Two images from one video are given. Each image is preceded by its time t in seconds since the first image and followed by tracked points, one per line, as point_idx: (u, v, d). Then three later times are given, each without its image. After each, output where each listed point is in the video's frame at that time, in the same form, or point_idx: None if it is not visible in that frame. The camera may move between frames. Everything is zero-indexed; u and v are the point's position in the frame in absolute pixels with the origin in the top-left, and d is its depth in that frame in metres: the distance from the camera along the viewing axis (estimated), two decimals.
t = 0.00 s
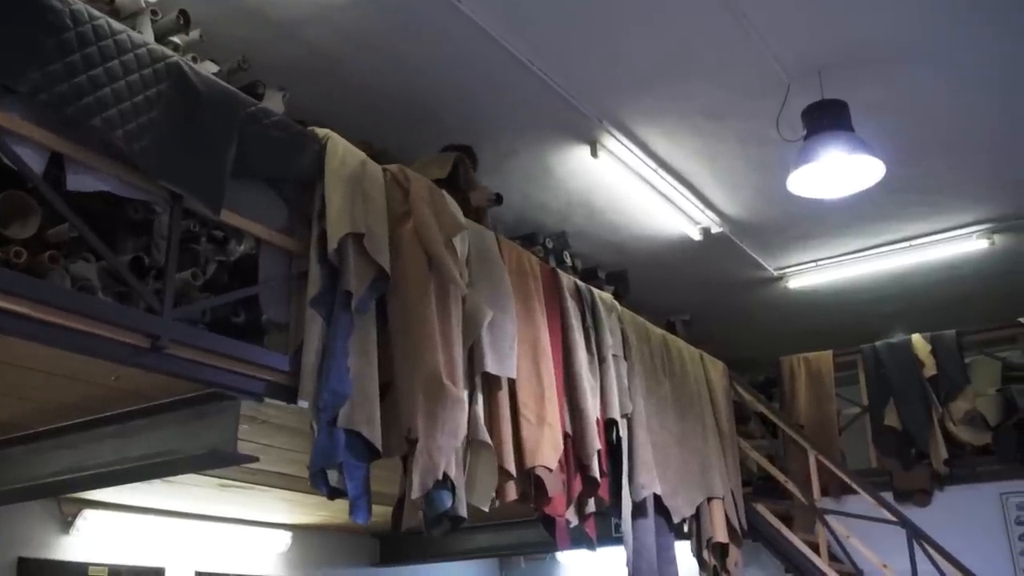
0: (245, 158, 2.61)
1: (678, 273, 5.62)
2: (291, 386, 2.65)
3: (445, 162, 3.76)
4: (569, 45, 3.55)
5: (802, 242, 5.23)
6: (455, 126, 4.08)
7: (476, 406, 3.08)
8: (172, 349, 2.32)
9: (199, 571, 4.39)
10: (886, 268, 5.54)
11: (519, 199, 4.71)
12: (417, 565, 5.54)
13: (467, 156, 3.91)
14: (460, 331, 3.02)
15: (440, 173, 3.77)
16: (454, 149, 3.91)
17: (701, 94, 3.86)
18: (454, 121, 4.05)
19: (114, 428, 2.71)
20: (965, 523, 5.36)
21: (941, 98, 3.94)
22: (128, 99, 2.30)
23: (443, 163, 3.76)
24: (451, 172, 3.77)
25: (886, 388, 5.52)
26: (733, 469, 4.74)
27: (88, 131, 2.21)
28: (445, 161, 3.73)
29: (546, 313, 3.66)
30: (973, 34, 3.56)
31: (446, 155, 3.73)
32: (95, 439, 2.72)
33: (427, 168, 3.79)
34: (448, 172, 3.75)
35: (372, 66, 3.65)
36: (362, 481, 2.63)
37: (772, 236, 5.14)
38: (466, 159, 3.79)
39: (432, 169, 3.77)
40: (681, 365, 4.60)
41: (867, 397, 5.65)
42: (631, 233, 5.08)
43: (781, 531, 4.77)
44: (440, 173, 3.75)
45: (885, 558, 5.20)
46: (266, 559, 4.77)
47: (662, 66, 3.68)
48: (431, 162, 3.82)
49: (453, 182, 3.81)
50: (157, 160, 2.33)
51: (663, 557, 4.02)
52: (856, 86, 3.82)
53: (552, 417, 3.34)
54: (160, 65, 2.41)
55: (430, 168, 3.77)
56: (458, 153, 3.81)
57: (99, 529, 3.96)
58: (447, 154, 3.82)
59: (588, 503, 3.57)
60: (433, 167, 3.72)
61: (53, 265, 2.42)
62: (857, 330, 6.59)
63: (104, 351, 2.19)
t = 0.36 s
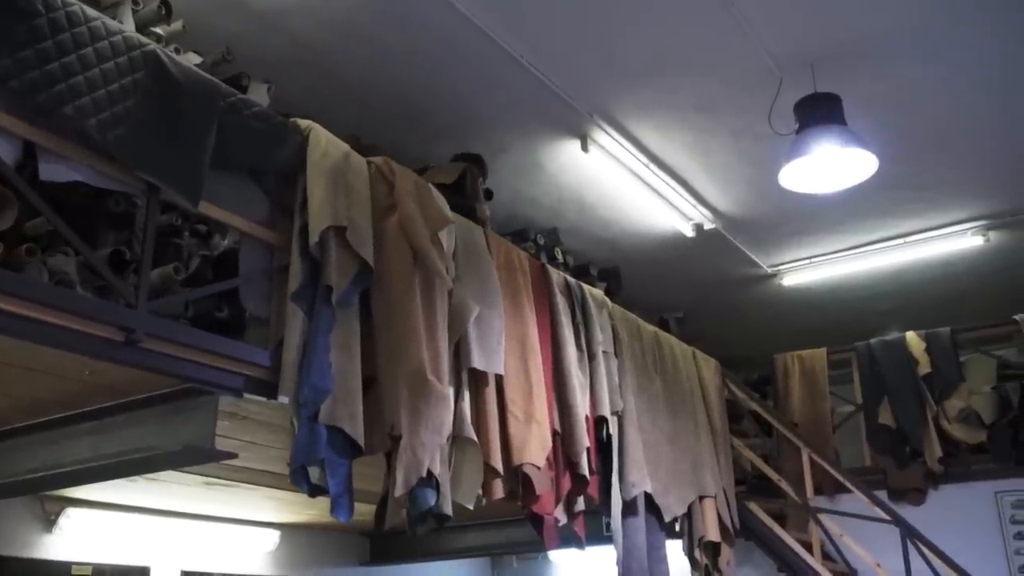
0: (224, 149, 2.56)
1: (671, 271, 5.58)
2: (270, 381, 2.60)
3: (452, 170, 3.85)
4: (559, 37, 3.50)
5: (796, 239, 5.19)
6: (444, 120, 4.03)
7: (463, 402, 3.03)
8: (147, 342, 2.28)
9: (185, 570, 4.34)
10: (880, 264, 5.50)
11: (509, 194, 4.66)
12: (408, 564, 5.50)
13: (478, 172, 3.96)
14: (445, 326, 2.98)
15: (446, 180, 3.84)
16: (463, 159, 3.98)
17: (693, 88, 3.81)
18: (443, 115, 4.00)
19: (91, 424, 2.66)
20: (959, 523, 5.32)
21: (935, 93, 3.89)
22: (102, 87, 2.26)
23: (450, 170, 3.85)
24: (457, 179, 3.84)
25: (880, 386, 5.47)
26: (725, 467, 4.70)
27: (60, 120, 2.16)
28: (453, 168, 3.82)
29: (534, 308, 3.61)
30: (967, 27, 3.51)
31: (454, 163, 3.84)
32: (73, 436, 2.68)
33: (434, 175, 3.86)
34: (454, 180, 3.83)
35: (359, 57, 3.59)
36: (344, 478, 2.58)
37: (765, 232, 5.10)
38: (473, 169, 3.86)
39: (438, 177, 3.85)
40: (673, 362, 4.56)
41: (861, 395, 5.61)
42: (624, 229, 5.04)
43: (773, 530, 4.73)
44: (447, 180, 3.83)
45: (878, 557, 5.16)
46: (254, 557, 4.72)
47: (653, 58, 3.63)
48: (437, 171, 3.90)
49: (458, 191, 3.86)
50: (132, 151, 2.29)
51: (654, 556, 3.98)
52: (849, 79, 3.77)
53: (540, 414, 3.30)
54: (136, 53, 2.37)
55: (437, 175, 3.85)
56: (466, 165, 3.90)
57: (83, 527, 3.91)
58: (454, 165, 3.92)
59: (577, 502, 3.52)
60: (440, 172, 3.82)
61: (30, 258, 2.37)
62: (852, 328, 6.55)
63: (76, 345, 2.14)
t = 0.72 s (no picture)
0: (204, 140, 2.51)
1: (665, 267, 5.54)
2: (252, 376, 2.55)
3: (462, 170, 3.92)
4: (549, 29, 3.46)
5: (790, 235, 5.15)
6: (434, 113, 3.99)
7: (450, 398, 2.99)
8: (123, 336, 2.23)
9: (171, 568, 4.29)
10: (876, 261, 5.46)
11: (501, 189, 4.62)
12: (399, 562, 5.45)
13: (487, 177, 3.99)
14: (432, 321, 2.93)
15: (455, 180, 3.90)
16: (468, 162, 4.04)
17: (685, 80, 3.77)
18: (433, 109, 3.96)
19: (69, 419, 2.61)
20: (954, 521, 5.29)
21: (930, 87, 3.85)
22: (77, 74, 2.22)
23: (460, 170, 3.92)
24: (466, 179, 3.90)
25: (874, 383, 5.43)
26: (718, 465, 4.66)
27: (34, 107, 2.12)
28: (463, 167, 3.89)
29: (524, 304, 3.57)
30: (963, 19, 3.46)
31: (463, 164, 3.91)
32: (52, 431, 2.63)
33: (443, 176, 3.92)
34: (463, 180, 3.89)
35: (346, 49, 3.54)
36: (327, 475, 2.54)
37: (759, 228, 5.06)
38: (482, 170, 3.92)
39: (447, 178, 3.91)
40: (666, 359, 4.52)
41: (856, 393, 5.57)
42: (617, 225, 5.00)
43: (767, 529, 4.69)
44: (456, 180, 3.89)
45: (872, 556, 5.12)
46: (242, 556, 4.67)
47: (644, 51, 3.59)
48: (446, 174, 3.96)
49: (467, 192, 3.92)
50: (109, 140, 2.24)
51: (646, 554, 3.94)
52: (843, 72, 3.72)
53: (529, 410, 3.26)
54: (114, 41, 2.33)
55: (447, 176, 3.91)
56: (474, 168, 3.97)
57: (67, 525, 3.86)
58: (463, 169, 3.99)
59: (567, 499, 3.48)
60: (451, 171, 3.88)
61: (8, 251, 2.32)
62: (847, 325, 6.50)
63: (51, 338, 2.09)
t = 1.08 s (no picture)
0: (181, 130, 2.47)
1: (658, 265, 5.50)
2: (230, 370, 2.51)
3: (478, 179, 4.02)
4: (536, 22, 3.42)
5: (783, 232, 5.11)
6: (422, 107, 3.95)
7: (434, 393, 2.95)
8: (95, 328, 2.19)
9: (156, 567, 4.25)
10: (869, 258, 5.42)
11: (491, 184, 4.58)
12: (389, 561, 5.41)
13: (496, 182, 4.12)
14: (417, 316, 2.89)
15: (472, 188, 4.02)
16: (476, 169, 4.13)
17: (675, 73, 3.72)
18: (421, 102, 3.92)
19: (45, 415, 2.57)
20: (947, 520, 5.25)
21: (922, 80, 3.81)
22: (50, 61, 2.17)
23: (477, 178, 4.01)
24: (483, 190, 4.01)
25: (868, 380, 5.40)
26: (710, 462, 4.62)
27: (5, 94, 2.07)
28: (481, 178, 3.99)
29: (511, 299, 3.52)
30: (956, 11, 3.42)
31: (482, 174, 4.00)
32: (28, 427, 2.59)
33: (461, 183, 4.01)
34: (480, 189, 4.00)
35: (332, 41, 3.50)
36: (307, 471, 2.50)
37: (752, 225, 5.02)
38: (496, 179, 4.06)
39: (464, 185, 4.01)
40: (656, 355, 4.48)
41: (849, 390, 5.53)
42: (608, 221, 4.96)
43: (759, 527, 4.65)
44: (473, 189, 4.01)
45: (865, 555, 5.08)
46: (229, 554, 4.62)
47: (633, 43, 3.54)
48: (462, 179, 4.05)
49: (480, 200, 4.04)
50: (82, 129, 2.19)
51: (635, 553, 3.90)
52: (835, 64, 3.67)
53: (515, 406, 3.22)
54: (88, 28, 2.29)
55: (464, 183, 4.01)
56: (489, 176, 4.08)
57: (50, 523, 3.82)
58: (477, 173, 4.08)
59: (555, 496, 3.44)
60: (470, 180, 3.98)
61: None
62: (841, 323, 6.47)
63: (22, 330, 2.05)
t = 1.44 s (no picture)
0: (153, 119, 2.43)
1: (648, 261, 5.47)
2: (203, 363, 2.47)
3: (491, 188, 4.17)
4: (522, 14, 3.38)
5: (773, 228, 5.08)
6: (407, 100, 3.91)
7: (415, 388, 2.91)
8: (62, 319, 2.15)
9: (139, 565, 4.21)
10: (861, 254, 5.39)
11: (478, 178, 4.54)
12: (377, 559, 5.37)
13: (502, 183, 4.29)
14: (397, 310, 2.85)
15: (486, 199, 4.16)
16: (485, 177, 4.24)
17: (661, 66, 3.69)
18: (406, 95, 3.88)
19: (17, 409, 2.54)
20: (938, 518, 5.22)
21: (912, 74, 3.77)
22: (15, 47, 2.15)
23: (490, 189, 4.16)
24: (496, 200, 4.17)
25: (859, 377, 5.36)
26: (699, 460, 4.59)
27: None
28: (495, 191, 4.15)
29: (496, 294, 3.48)
30: (944, 4, 3.38)
31: (495, 185, 4.15)
32: None
33: (475, 195, 4.13)
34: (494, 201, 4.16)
35: (314, 32, 3.47)
36: (283, 466, 2.46)
37: (742, 220, 4.98)
38: (505, 184, 4.22)
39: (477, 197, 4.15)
40: (645, 351, 4.44)
41: (839, 387, 5.50)
42: (597, 217, 4.93)
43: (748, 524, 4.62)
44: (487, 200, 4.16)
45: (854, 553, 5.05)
46: (213, 552, 4.58)
47: (618, 35, 3.51)
48: (473, 189, 4.16)
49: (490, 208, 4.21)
50: (47, 115, 2.15)
51: (621, 550, 3.87)
52: (823, 57, 3.64)
53: (498, 401, 3.18)
54: (57, 14, 2.26)
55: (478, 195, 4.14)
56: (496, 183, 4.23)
57: (29, 520, 3.78)
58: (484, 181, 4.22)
59: (539, 493, 3.40)
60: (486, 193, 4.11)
61: None
62: (833, 320, 6.44)
63: None
